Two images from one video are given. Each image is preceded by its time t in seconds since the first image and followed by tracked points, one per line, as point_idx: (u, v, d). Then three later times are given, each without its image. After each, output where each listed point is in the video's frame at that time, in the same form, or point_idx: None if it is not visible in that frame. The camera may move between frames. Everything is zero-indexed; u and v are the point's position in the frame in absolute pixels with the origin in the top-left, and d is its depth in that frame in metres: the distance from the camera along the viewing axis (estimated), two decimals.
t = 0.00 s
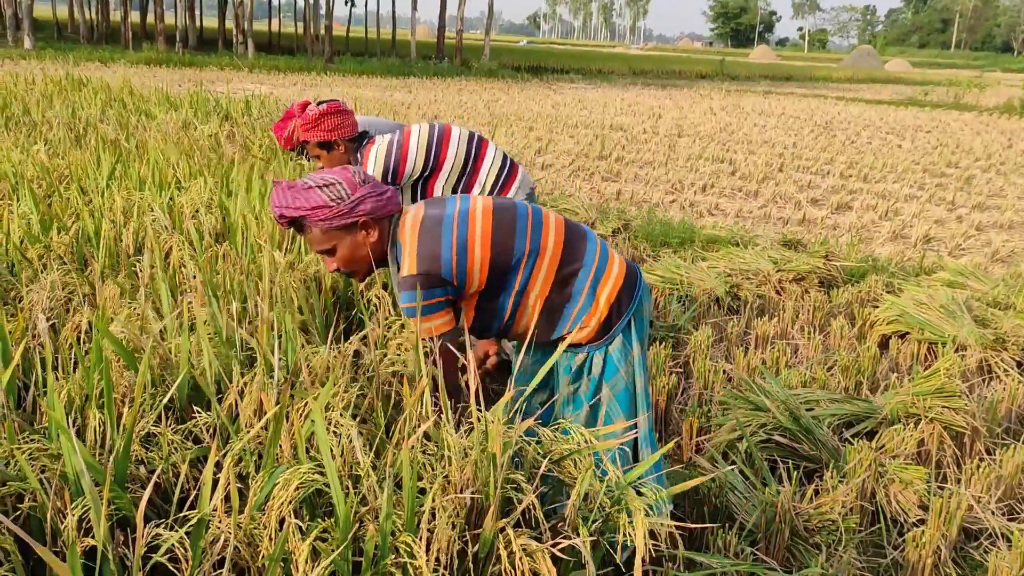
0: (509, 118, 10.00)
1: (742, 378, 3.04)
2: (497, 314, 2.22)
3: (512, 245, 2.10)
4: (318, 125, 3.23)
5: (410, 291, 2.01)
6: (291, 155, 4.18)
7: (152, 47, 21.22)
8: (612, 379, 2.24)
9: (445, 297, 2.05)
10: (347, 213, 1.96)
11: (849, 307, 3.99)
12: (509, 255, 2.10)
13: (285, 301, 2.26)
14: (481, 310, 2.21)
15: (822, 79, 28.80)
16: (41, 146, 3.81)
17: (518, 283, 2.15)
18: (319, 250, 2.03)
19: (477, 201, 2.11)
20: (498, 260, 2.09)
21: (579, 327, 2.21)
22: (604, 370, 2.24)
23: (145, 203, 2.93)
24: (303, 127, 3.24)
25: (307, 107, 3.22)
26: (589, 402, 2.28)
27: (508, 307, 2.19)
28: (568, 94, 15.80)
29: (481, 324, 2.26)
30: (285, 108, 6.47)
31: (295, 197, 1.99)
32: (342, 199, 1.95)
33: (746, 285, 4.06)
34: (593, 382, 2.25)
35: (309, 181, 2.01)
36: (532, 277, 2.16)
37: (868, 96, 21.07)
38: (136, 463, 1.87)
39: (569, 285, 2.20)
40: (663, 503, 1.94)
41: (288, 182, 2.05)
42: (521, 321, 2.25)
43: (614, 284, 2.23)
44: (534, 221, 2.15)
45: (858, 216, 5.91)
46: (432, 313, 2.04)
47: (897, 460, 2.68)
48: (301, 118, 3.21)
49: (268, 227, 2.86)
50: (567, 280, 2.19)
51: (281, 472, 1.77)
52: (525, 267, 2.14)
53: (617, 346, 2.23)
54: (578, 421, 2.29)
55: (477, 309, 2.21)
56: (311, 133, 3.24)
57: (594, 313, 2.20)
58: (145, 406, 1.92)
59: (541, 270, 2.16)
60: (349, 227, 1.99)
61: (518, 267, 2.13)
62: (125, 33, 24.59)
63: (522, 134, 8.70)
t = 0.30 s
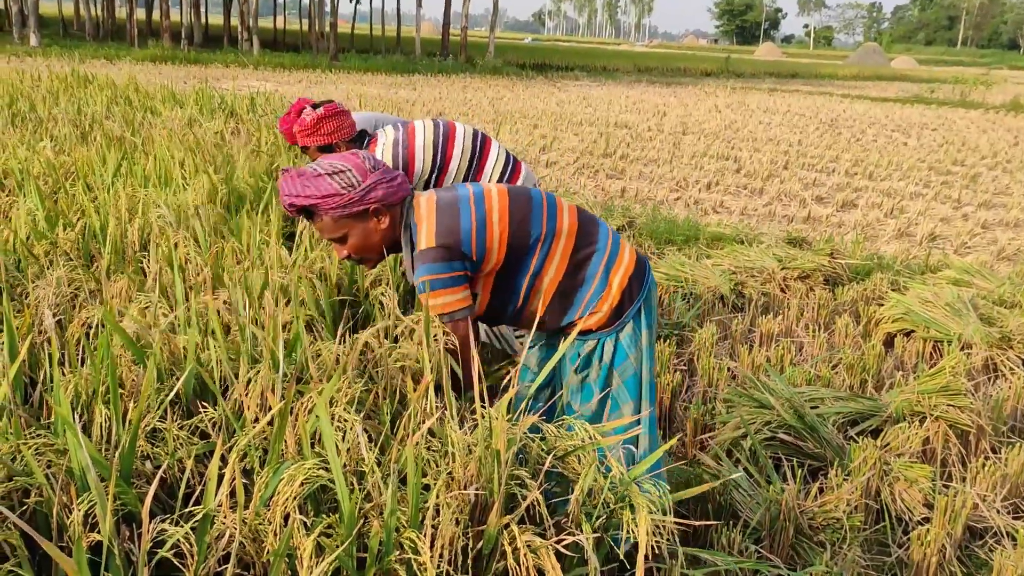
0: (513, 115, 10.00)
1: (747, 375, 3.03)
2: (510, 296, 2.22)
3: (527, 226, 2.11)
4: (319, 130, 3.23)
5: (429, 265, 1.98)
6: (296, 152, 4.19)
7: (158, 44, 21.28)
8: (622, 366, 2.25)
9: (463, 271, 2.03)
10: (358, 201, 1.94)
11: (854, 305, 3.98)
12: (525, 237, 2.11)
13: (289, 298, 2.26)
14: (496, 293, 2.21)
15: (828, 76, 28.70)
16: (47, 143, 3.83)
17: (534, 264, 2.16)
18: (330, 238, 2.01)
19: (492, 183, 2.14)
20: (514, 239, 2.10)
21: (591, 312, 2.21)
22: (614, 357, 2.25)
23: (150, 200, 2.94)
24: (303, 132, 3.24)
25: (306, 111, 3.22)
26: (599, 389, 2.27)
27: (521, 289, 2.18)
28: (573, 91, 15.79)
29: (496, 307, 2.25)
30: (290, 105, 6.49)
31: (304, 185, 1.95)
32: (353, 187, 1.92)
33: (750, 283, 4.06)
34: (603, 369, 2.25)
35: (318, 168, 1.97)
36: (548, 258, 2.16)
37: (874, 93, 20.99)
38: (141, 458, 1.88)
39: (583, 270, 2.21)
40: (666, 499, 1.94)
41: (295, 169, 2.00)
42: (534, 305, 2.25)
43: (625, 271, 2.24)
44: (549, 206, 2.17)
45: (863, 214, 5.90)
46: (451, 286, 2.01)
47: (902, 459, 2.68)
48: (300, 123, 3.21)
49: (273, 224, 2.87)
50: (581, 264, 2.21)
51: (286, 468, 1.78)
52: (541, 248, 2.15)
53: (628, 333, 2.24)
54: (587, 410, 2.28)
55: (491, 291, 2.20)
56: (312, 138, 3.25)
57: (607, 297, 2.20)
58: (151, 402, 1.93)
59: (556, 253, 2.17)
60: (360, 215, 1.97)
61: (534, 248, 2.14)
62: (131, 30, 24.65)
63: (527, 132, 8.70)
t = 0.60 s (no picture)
0: (516, 114, 10.00)
1: (752, 374, 3.03)
2: (522, 295, 2.21)
3: (539, 224, 2.12)
4: (336, 104, 3.19)
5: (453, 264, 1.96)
6: (299, 151, 4.20)
7: (162, 42, 21.31)
8: (629, 362, 2.25)
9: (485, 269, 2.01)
10: (375, 199, 1.93)
11: (858, 304, 3.98)
12: (537, 234, 2.12)
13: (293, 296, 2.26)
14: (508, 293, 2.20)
15: (832, 75, 28.65)
16: (51, 140, 3.83)
17: (546, 262, 2.16)
18: (344, 238, 1.99)
19: (501, 185, 2.15)
20: (527, 237, 2.11)
21: (600, 309, 2.21)
22: (621, 354, 2.25)
23: (154, 198, 2.94)
24: (321, 108, 3.21)
25: (322, 86, 3.18)
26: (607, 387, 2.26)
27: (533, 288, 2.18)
28: (576, 90, 15.79)
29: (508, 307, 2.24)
30: (294, 102, 6.50)
31: (321, 183, 1.95)
32: (370, 184, 1.93)
33: (754, 281, 4.05)
34: (611, 366, 2.25)
35: (334, 167, 1.97)
36: (560, 256, 2.17)
37: (878, 92, 20.93)
38: (146, 456, 1.88)
39: (592, 268, 2.22)
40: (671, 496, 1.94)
41: (311, 169, 2.00)
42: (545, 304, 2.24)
43: (634, 268, 2.25)
44: (559, 205, 2.19)
45: (867, 213, 5.89)
46: (475, 285, 1.98)
47: (906, 458, 2.68)
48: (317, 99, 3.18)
49: (277, 223, 2.87)
50: (591, 261, 2.22)
51: (290, 466, 1.78)
52: (552, 246, 2.16)
53: (635, 330, 2.24)
54: (595, 408, 2.27)
55: (505, 291, 2.19)
56: (330, 113, 3.22)
57: (616, 294, 2.21)
58: (155, 400, 1.93)
59: (567, 250, 2.18)
60: (376, 214, 1.97)
61: (546, 246, 2.15)
62: (136, 28, 24.69)
63: (530, 130, 8.70)
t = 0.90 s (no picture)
0: (519, 112, 10.01)
1: (755, 372, 3.03)
2: (535, 302, 2.22)
3: (552, 231, 2.14)
4: (370, 105, 3.15)
5: (463, 291, 1.96)
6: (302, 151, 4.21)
7: (164, 40, 21.31)
8: (641, 359, 2.29)
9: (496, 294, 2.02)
10: (395, 218, 1.88)
11: (862, 303, 3.98)
12: (551, 242, 2.13)
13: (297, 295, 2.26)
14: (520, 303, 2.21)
15: (835, 73, 28.64)
16: (54, 139, 3.84)
17: (559, 268, 2.17)
18: (360, 256, 1.94)
19: (509, 195, 2.15)
20: (540, 248, 2.12)
21: (613, 308, 2.25)
22: (633, 351, 2.28)
23: (158, 196, 2.95)
24: (355, 109, 3.17)
25: (356, 87, 3.13)
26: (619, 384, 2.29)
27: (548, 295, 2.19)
28: (579, 88, 15.78)
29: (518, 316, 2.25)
30: (297, 101, 6.50)
31: (337, 200, 1.88)
32: (391, 203, 1.87)
33: (757, 280, 4.05)
34: (623, 363, 2.28)
35: (351, 184, 1.90)
36: (572, 261, 2.19)
37: (881, 91, 20.90)
38: (150, 453, 1.88)
39: (603, 269, 2.26)
40: (674, 494, 1.94)
41: (325, 185, 1.92)
42: (557, 308, 2.26)
43: (641, 267, 2.31)
44: (569, 210, 2.21)
45: (870, 212, 5.89)
46: (485, 312, 1.98)
47: (910, 456, 2.67)
48: (351, 99, 3.13)
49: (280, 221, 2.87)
50: (602, 264, 2.26)
51: (294, 464, 1.78)
52: (566, 252, 2.18)
53: (646, 326, 2.29)
54: (607, 405, 2.29)
55: (517, 300, 2.20)
56: (363, 114, 3.18)
57: (627, 293, 2.26)
58: (160, 398, 1.93)
59: (579, 255, 2.21)
60: (395, 231, 1.92)
61: (559, 253, 2.16)
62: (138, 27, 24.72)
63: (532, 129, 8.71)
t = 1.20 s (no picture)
0: (520, 111, 10.00)
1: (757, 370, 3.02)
2: (538, 295, 2.22)
3: (562, 228, 2.14)
4: (382, 106, 3.14)
5: (483, 287, 1.94)
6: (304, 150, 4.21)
7: (166, 39, 21.30)
8: (634, 352, 2.29)
9: (514, 288, 2.01)
10: (411, 207, 1.88)
11: (863, 302, 3.97)
12: (561, 238, 2.13)
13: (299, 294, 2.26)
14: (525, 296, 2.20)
15: (837, 72, 28.62)
16: (56, 138, 3.84)
17: (566, 265, 2.18)
18: (378, 251, 1.93)
19: (520, 188, 2.13)
20: (550, 243, 2.11)
21: (609, 302, 2.27)
22: (626, 343, 2.29)
23: (160, 195, 2.95)
24: (366, 110, 3.15)
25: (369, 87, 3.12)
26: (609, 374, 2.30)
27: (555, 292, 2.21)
28: (580, 87, 15.77)
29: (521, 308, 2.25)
30: (299, 100, 6.50)
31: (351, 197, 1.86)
32: (405, 193, 1.87)
33: (759, 279, 4.05)
34: (615, 353, 2.29)
35: (361, 179, 1.88)
36: (578, 257, 2.20)
37: (882, 89, 20.88)
38: (153, 451, 1.88)
39: (607, 266, 2.27)
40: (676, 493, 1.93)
41: (335, 184, 1.90)
42: (557, 302, 2.27)
43: (643, 265, 2.33)
44: (578, 207, 2.21)
45: (872, 210, 5.89)
46: (506, 306, 1.97)
47: (912, 455, 2.67)
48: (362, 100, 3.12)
49: (282, 220, 2.87)
50: (606, 261, 2.27)
51: (297, 463, 1.78)
52: (573, 249, 2.18)
53: (642, 320, 2.30)
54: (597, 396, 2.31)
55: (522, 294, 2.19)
56: (375, 116, 3.16)
57: (627, 290, 2.27)
58: (162, 396, 1.93)
59: (586, 252, 2.22)
60: (410, 223, 1.91)
61: (569, 251, 2.17)
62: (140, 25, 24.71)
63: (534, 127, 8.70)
